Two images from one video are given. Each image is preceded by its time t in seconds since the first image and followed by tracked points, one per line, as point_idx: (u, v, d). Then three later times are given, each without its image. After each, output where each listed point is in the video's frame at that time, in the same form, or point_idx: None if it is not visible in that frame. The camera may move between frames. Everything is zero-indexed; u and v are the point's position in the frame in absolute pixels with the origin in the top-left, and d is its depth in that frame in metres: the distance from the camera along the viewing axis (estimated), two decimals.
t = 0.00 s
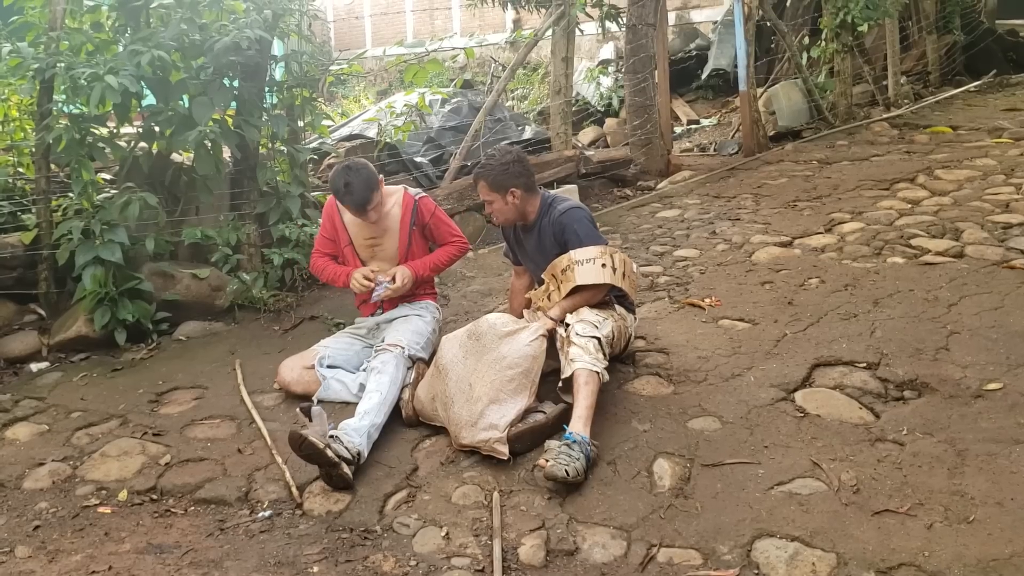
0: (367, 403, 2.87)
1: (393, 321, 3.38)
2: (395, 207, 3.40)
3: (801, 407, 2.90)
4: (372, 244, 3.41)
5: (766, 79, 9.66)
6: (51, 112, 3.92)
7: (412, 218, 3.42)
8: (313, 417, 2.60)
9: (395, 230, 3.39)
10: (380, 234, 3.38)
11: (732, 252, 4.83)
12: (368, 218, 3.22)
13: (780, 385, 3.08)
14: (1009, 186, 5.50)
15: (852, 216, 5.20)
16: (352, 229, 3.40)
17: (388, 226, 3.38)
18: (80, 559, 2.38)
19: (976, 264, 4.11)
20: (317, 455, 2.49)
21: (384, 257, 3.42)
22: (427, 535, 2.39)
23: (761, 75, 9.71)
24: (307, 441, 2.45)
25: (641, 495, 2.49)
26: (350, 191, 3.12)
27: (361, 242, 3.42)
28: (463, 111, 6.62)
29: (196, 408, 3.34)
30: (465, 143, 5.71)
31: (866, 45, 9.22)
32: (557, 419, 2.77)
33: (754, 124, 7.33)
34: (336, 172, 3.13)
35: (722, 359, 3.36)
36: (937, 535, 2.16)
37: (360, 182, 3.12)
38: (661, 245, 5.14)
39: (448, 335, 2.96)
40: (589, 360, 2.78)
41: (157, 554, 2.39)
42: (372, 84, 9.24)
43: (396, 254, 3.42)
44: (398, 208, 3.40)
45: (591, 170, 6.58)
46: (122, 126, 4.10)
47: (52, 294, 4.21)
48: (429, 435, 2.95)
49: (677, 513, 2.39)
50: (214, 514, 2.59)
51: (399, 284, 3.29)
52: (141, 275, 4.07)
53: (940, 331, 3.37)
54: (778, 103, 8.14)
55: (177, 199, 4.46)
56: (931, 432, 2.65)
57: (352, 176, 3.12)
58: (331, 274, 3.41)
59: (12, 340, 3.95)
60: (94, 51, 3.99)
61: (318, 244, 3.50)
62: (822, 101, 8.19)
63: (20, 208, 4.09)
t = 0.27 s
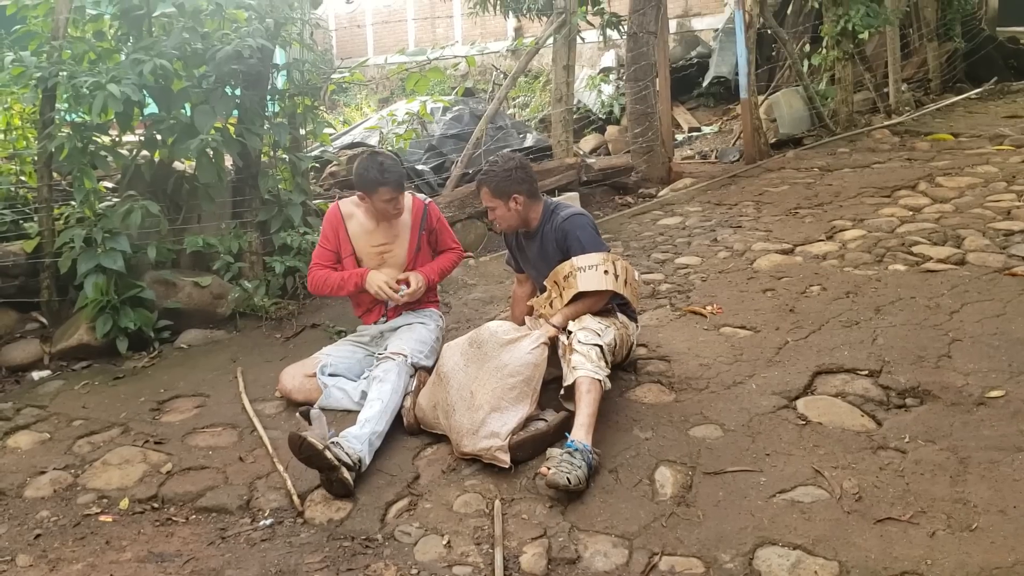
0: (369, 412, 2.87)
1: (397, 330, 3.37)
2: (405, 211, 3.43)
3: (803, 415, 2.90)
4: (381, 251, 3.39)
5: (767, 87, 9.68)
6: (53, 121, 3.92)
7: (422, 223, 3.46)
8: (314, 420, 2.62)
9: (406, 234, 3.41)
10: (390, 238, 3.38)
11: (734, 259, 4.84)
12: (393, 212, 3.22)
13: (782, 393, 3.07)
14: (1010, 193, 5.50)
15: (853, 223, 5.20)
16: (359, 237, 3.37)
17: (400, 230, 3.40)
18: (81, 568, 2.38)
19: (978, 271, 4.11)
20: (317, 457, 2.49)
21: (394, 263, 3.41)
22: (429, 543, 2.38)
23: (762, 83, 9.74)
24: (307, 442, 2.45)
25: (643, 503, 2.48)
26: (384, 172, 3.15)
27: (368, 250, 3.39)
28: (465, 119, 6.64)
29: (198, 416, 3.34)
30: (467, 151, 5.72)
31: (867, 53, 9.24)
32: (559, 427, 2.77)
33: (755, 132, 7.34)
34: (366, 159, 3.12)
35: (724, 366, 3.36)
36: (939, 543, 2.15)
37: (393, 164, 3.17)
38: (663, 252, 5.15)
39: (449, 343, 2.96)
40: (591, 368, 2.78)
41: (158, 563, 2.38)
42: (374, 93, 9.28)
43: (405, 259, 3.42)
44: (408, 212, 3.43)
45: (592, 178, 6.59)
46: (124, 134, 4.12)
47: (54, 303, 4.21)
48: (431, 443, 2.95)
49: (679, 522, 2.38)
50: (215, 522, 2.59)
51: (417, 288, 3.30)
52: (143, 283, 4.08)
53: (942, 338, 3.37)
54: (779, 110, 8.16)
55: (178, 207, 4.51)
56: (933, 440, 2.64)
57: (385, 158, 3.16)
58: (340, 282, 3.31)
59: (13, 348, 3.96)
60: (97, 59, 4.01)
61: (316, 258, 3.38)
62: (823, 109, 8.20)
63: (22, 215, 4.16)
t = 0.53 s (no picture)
0: (371, 413, 2.87)
1: (402, 332, 3.38)
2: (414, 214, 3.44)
3: (803, 417, 2.90)
4: (389, 254, 3.39)
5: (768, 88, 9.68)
6: (54, 123, 3.93)
7: (430, 226, 3.47)
8: (320, 419, 2.64)
9: (415, 237, 3.42)
10: (398, 241, 3.39)
11: (734, 261, 4.84)
12: (404, 215, 3.23)
13: (782, 395, 3.07)
14: (1011, 195, 5.50)
15: (854, 225, 5.20)
16: (367, 240, 3.37)
17: (408, 232, 3.41)
18: (82, 571, 2.38)
19: (979, 273, 4.10)
20: (319, 457, 2.50)
21: (403, 265, 3.41)
22: (430, 546, 2.38)
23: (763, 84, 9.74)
24: (310, 442, 2.46)
25: (644, 505, 2.48)
26: (399, 171, 3.16)
27: (377, 253, 3.38)
28: (466, 120, 6.64)
29: (199, 418, 3.34)
30: (467, 153, 5.73)
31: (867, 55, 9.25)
32: (560, 429, 2.76)
33: (756, 134, 7.35)
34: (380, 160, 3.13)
35: (724, 368, 3.36)
36: (941, 545, 2.15)
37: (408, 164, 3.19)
38: (663, 254, 5.15)
39: (449, 345, 2.96)
40: (592, 370, 2.78)
41: (159, 565, 2.38)
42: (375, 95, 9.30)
43: (412, 262, 3.43)
44: (416, 215, 3.44)
45: (593, 179, 6.59)
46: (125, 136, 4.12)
47: (55, 305, 4.22)
48: (432, 445, 2.95)
49: (680, 524, 2.38)
50: (216, 524, 2.59)
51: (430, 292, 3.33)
52: (144, 285, 4.08)
53: (943, 340, 3.37)
54: (781, 112, 8.16)
55: (179, 210, 4.51)
56: (934, 442, 2.64)
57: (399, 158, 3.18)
58: (349, 286, 3.29)
59: (14, 351, 3.97)
60: (98, 62, 4.01)
61: (324, 263, 3.35)
62: (824, 110, 8.21)
63: (23, 218, 4.14)
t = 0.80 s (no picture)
0: (371, 413, 2.87)
1: (403, 332, 3.37)
2: (419, 215, 3.43)
3: (804, 417, 2.90)
4: (393, 254, 3.38)
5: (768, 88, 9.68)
6: (55, 124, 3.94)
7: (435, 228, 3.46)
8: (317, 422, 2.65)
9: (419, 238, 3.41)
10: (402, 242, 3.38)
11: (735, 261, 4.84)
12: (408, 216, 3.23)
13: (783, 395, 3.07)
14: (1012, 195, 5.49)
15: (854, 225, 5.20)
16: (371, 240, 3.37)
17: (413, 234, 3.40)
18: (82, 571, 2.38)
19: (979, 273, 4.10)
20: (317, 459, 2.50)
21: (406, 267, 3.41)
22: (430, 546, 2.39)
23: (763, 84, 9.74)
24: (307, 445, 2.46)
25: (644, 505, 2.48)
26: (404, 171, 3.17)
27: (380, 253, 3.38)
28: (466, 120, 6.65)
29: (199, 418, 3.34)
30: (468, 153, 5.72)
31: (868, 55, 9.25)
32: (559, 430, 2.76)
33: (757, 134, 7.35)
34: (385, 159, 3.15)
35: (725, 369, 3.36)
36: (941, 546, 2.15)
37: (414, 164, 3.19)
38: (663, 254, 5.15)
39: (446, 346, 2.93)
40: (599, 368, 2.78)
41: (159, 565, 2.39)
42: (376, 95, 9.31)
43: (415, 264, 3.42)
44: (421, 216, 3.43)
45: (594, 179, 6.58)
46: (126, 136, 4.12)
47: (56, 305, 4.22)
48: (432, 445, 2.95)
49: (680, 524, 2.38)
50: (216, 524, 2.59)
51: (428, 295, 3.31)
52: (144, 285, 4.09)
53: (943, 340, 3.37)
54: (782, 112, 8.12)
55: (180, 210, 4.51)
56: (934, 442, 2.64)
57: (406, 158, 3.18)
58: (349, 286, 3.28)
59: (15, 351, 3.97)
60: (99, 62, 4.01)
61: (327, 260, 3.36)
62: (825, 110, 8.21)
63: (23, 218, 4.14)
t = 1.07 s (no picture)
0: (372, 414, 2.87)
1: (404, 333, 3.37)
2: (423, 216, 3.43)
3: (803, 418, 2.90)
4: (395, 255, 3.38)
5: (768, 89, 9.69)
6: (55, 124, 3.94)
7: (438, 229, 3.46)
8: (318, 422, 2.65)
9: (422, 240, 3.41)
10: (405, 243, 3.38)
11: (735, 261, 4.84)
12: (411, 216, 3.23)
13: (783, 396, 3.07)
14: (1012, 196, 5.50)
15: (854, 226, 5.20)
16: (374, 241, 3.37)
17: (416, 234, 3.40)
18: (82, 571, 2.38)
19: (979, 274, 4.11)
20: (318, 460, 2.50)
21: (408, 268, 3.41)
22: (430, 546, 2.39)
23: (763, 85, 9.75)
24: (308, 445, 2.46)
25: (644, 505, 2.48)
26: (408, 169, 3.17)
27: (383, 253, 3.38)
28: (466, 121, 6.65)
29: (199, 419, 3.35)
30: (468, 154, 5.73)
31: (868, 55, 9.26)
32: (557, 430, 2.78)
33: (757, 134, 7.35)
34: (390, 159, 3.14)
35: (725, 369, 3.36)
36: (940, 546, 2.15)
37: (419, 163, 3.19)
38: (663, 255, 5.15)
39: (451, 347, 2.96)
40: (608, 370, 2.78)
41: (159, 565, 2.39)
42: (375, 95, 9.32)
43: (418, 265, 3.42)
44: (425, 217, 3.43)
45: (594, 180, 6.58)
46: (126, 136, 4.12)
47: (56, 306, 4.22)
48: (432, 446, 2.95)
49: (680, 524, 2.38)
50: (216, 525, 2.59)
51: (430, 298, 3.31)
52: (144, 286, 4.09)
53: (943, 341, 3.37)
54: (782, 112, 8.12)
55: (180, 210, 4.51)
56: (934, 443, 2.64)
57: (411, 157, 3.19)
58: (351, 287, 3.29)
59: (15, 351, 3.98)
60: (99, 62, 4.02)
61: (329, 260, 3.37)
62: (825, 111, 8.22)
63: (23, 219, 4.14)
